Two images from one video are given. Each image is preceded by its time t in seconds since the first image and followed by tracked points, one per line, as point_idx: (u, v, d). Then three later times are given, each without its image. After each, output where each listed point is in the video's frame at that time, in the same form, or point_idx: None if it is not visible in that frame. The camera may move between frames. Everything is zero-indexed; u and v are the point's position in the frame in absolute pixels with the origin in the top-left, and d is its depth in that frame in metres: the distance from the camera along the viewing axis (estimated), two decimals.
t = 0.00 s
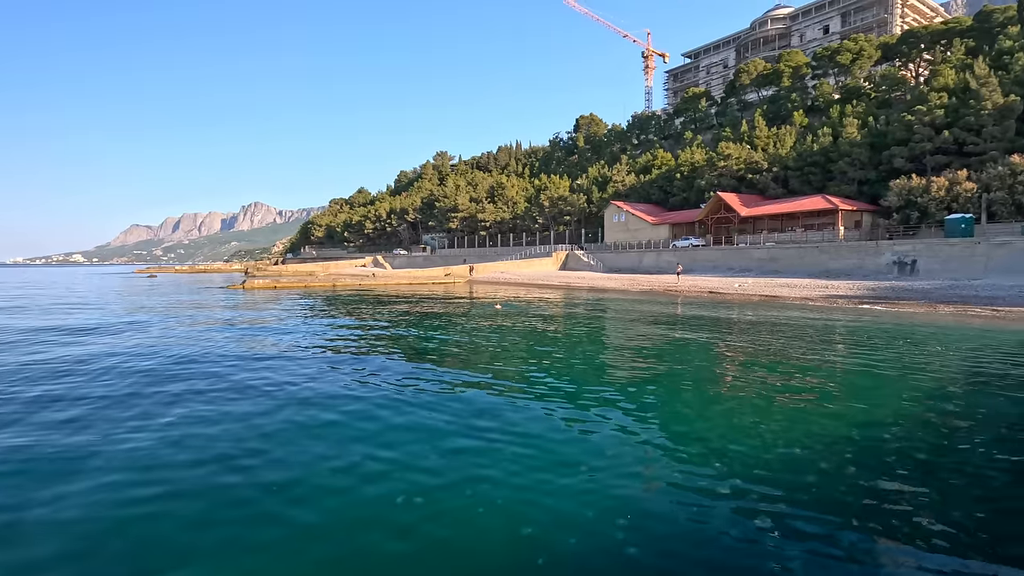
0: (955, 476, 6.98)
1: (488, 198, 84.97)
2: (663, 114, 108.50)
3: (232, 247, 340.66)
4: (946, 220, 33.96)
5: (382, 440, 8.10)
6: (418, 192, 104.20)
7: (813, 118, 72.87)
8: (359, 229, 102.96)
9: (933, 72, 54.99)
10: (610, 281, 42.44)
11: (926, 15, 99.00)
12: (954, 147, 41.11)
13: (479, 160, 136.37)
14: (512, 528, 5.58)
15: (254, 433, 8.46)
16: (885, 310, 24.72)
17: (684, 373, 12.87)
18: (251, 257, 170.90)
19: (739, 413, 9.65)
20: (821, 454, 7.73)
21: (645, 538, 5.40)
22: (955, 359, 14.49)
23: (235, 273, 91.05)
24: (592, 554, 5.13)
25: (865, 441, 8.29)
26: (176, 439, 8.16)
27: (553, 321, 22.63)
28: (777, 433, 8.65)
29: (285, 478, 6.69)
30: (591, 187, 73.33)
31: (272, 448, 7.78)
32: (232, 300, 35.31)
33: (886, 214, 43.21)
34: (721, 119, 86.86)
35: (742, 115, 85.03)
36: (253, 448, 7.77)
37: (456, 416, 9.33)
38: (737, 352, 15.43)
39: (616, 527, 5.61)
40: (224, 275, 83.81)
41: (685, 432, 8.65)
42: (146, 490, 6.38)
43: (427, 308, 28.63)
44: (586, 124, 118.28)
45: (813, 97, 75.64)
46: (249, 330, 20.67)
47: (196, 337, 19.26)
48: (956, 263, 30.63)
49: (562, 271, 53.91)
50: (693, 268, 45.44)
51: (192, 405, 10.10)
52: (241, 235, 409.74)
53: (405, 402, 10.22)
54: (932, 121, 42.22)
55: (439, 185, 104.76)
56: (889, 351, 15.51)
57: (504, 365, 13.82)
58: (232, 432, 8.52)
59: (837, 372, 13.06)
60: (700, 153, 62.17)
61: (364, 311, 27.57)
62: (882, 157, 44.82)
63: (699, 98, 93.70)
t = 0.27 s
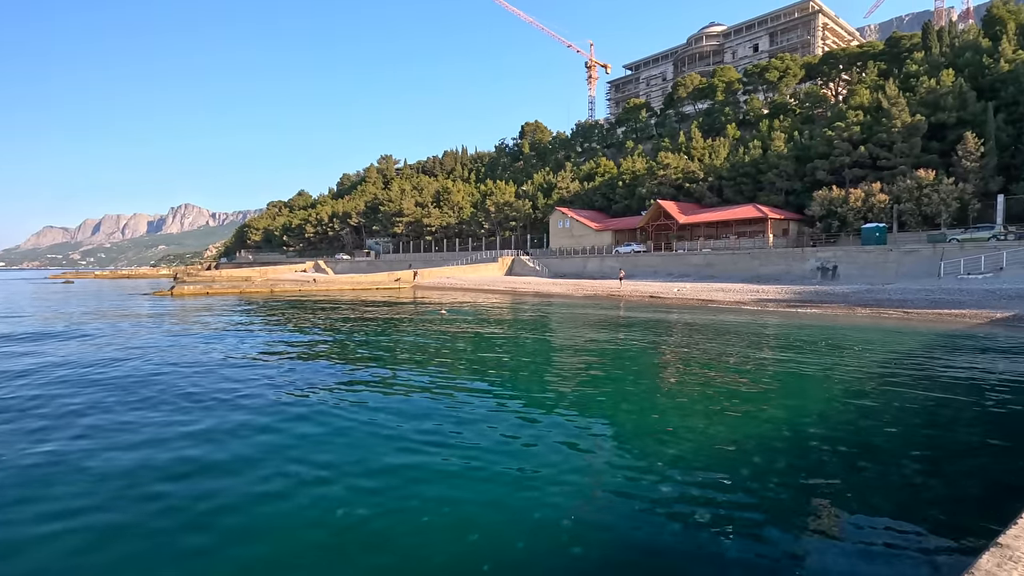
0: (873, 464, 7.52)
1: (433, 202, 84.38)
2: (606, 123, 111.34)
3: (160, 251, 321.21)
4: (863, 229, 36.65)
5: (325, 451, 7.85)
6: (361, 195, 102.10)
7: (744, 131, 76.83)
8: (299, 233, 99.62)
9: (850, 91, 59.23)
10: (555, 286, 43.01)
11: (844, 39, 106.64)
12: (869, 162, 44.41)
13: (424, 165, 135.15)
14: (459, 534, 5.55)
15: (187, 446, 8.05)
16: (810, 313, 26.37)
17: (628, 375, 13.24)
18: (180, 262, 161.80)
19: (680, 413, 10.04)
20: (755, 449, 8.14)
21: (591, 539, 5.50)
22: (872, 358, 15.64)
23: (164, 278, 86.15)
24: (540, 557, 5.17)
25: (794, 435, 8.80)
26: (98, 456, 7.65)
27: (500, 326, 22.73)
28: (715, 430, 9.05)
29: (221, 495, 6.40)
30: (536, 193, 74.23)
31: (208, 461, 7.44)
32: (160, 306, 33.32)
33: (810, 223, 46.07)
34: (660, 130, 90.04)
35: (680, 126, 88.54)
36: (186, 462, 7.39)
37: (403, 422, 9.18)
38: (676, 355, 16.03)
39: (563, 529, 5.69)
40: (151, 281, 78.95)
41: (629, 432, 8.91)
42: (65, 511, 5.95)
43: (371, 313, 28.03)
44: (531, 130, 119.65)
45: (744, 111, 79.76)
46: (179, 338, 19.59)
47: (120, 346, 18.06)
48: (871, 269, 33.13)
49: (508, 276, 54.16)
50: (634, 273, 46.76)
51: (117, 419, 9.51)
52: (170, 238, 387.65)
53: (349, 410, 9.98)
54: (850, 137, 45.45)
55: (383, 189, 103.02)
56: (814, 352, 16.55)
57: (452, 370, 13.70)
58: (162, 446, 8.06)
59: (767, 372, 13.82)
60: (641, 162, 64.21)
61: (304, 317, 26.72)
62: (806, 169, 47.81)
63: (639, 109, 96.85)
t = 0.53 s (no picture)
0: (820, 460, 7.85)
1: (393, 206, 83.35)
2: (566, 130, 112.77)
3: (102, 254, 305.01)
4: (809, 236, 38.34)
5: (279, 461, 7.64)
6: (318, 198, 99.84)
7: (699, 141, 79.24)
8: (252, 237, 96.52)
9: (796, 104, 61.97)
10: (516, 291, 43.15)
11: (791, 54, 111.56)
12: (814, 172, 46.52)
13: (383, 168, 133.50)
14: (419, 542, 5.49)
15: (130, 460, 7.67)
16: (761, 317, 27.37)
17: (588, 379, 13.40)
18: (124, 266, 154.01)
19: (639, 415, 10.23)
20: (709, 449, 8.38)
21: (550, 541, 5.54)
22: (817, 359, 16.35)
23: (105, 283, 81.79)
24: (499, 561, 5.17)
25: (746, 435, 9.10)
26: (30, 472, 7.20)
27: (461, 331, 22.63)
28: (671, 432, 9.27)
29: (167, 509, 6.13)
30: (497, 198, 74.40)
31: (153, 475, 7.12)
32: (101, 313, 31.63)
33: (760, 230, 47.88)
34: (618, 138, 91.80)
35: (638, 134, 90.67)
36: (128, 477, 7.05)
37: (361, 430, 9.01)
38: (635, 359, 16.35)
39: (522, 533, 5.71)
40: (92, 286, 74.98)
41: (589, 436, 9.02)
42: None
43: (328, 319, 27.42)
44: (492, 136, 119.91)
45: (699, 122, 82.27)
46: (122, 346, 18.64)
47: (56, 355, 17.05)
48: (817, 275, 34.69)
49: (468, 281, 53.97)
50: (594, 278, 47.43)
51: (52, 432, 8.97)
52: (112, 241, 368.84)
53: (304, 418, 9.72)
54: (796, 148, 47.51)
55: (341, 192, 101.10)
56: (765, 354, 17.17)
57: (412, 376, 13.56)
58: (102, 459, 7.66)
59: (721, 374, 14.27)
60: (600, 169, 65.30)
61: (257, 323, 25.87)
62: (756, 178, 49.68)
63: (598, 117, 98.56)
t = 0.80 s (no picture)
0: (793, 460, 8.02)
1: (371, 209, 82.68)
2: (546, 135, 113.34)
3: (69, 257, 296.09)
4: (783, 241, 39.13)
5: (255, 467, 7.50)
6: (295, 201, 98.46)
7: (676, 147, 80.33)
8: (227, 240, 94.75)
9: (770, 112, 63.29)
10: (496, 295, 43.11)
11: (765, 63, 113.98)
12: (787, 179, 47.56)
13: (362, 171, 132.40)
14: (397, 548, 5.42)
15: (95, 469, 7.44)
16: (737, 320, 27.81)
17: (569, 383, 13.47)
18: (92, 269, 149.61)
19: (619, 418, 10.30)
20: (687, 451, 8.49)
21: (530, 544, 5.54)
22: (790, 362, 16.69)
23: (72, 287, 79.27)
24: (479, 566, 5.13)
25: (724, 437, 9.22)
26: None
27: (440, 335, 22.54)
28: (650, 434, 9.36)
29: (134, 520, 5.95)
30: (477, 202, 74.37)
31: (122, 484, 6.92)
32: (67, 317, 30.64)
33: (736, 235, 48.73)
34: (598, 143, 92.55)
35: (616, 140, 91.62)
36: (93, 487, 6.80)
37: (338, 435, 8.90)
38: (614, 362, 16.49)
39: (502, 537, 5.68)
40: (58, 289, 72.77)
41: (568, 439, 9.06)
42: None
43: (305, 323, 27.01)
44: (472, 140, 119.83)
45: (676, 128, 83.44)
46: (89, 352, 18.06)
47: (18, 361, 16.44)
48: (791, 279, 35.40)
49: (448, 285, 53.75)
50: (573, 282, 47.66)
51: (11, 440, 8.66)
52: (80, 243, 358.34)
53: (281, 423, 9.56)
54: (770, 155, 48.52)
55: (319, 195, 99.83)
56: (740, 357, 17.47)
57: (390, 380, 13.44)
58: (65, 469, 7.41)
59: (698, 377, 14.47)
60: (580, 174, 65.77)
61: (232, 327, 25.36)
62: (732, 184, 50.57)
63: (578, 122, 99.34)
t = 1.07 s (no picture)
0: (776, 462, 8.11)
1: (356, 212, 82.13)
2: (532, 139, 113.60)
3: (45, 259, 289.48)
4: (766, 246, 39.63)
5: (238, 473, 7.38)
6: (279, 203, 97.43)
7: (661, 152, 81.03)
8: (209, 242, 93.42)
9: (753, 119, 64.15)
10: (481, 299, 43.04)
11: (748, 70, 115.53)
12: (770, 185, 48.23)
13: (347, 174, 131.51)
14: (383, 554, 5.37)
15: (70, 477, 7.27)
16: (721, 324, 28.06)
17: (555, 386, 13.49)
18: (68, 272, 146.33)
19: (604, 421, 10.34)
20: (672, 453, 8.55)
21: (517, 548, 5.52)
22: (773, 365, 16.88)
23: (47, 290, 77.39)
24: (466, 571, 5.10)
25: (708, 439, 9.31)
26: None
27: (426, 339, 22.42)
28: (636, 437, 9.41)
29: (112, 530, 5.82)
30: (463, 205, 74.30)
31: (97, 493, 6.76)
32: (42, 321, 29.95)
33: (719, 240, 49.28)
34: (583, 147, 93.00)
35: (602, 145, 92.16)
36: (68, 496, 6.65)
37: (324, 440, 8.80)
38: (599, 366, 16.57)
39: (488, 541, 5.66)
40: (33, 292, 71.07)
41: (554, 442, 9.07)
42: None
43: (288, 327, 26.69)
44: (458, 143, 119.67)
45: (661, 133, 84.20)
46: (64, 356, 17.65)
47: None
48: (773, 283, 35.85)
49: (434, 288, 53.57)
50: (559, 286, 47.79)
51: None
52: (56, 245, 350.62)
53: (263, 429, 9.43)
54: (753, 161, 49.20)
55: (303, 197, 98.94)
56: (724, 360, 17.66)
57: (376, 384, 13.33)
58: (38, 477, 7.23)
59: (683, 380, 14.57)
60: (565, 178, 66.04)
61: (214, 331, 24.99)
62: (716, 189, 51.16)
63: (563, 126, 99.82)
